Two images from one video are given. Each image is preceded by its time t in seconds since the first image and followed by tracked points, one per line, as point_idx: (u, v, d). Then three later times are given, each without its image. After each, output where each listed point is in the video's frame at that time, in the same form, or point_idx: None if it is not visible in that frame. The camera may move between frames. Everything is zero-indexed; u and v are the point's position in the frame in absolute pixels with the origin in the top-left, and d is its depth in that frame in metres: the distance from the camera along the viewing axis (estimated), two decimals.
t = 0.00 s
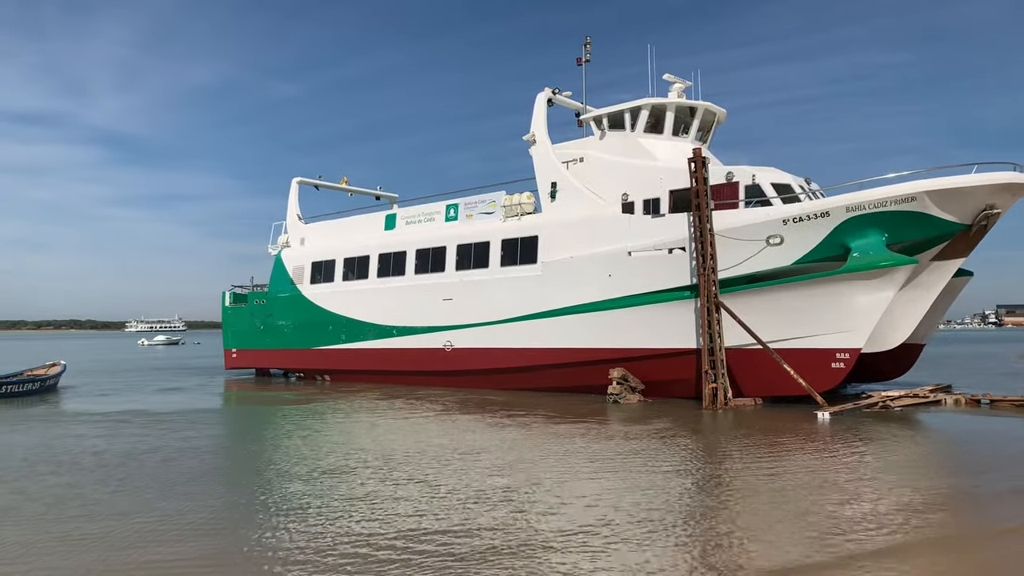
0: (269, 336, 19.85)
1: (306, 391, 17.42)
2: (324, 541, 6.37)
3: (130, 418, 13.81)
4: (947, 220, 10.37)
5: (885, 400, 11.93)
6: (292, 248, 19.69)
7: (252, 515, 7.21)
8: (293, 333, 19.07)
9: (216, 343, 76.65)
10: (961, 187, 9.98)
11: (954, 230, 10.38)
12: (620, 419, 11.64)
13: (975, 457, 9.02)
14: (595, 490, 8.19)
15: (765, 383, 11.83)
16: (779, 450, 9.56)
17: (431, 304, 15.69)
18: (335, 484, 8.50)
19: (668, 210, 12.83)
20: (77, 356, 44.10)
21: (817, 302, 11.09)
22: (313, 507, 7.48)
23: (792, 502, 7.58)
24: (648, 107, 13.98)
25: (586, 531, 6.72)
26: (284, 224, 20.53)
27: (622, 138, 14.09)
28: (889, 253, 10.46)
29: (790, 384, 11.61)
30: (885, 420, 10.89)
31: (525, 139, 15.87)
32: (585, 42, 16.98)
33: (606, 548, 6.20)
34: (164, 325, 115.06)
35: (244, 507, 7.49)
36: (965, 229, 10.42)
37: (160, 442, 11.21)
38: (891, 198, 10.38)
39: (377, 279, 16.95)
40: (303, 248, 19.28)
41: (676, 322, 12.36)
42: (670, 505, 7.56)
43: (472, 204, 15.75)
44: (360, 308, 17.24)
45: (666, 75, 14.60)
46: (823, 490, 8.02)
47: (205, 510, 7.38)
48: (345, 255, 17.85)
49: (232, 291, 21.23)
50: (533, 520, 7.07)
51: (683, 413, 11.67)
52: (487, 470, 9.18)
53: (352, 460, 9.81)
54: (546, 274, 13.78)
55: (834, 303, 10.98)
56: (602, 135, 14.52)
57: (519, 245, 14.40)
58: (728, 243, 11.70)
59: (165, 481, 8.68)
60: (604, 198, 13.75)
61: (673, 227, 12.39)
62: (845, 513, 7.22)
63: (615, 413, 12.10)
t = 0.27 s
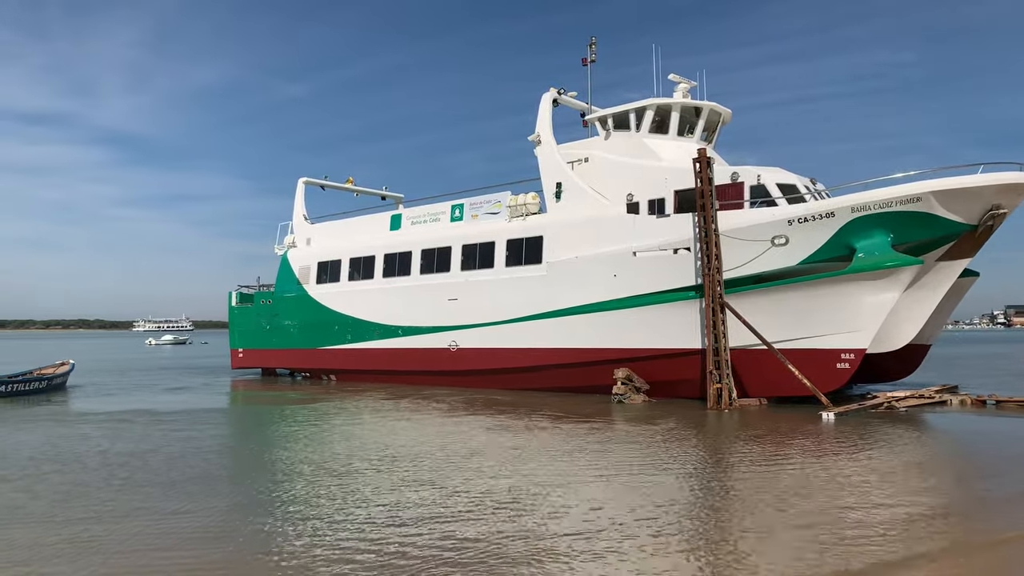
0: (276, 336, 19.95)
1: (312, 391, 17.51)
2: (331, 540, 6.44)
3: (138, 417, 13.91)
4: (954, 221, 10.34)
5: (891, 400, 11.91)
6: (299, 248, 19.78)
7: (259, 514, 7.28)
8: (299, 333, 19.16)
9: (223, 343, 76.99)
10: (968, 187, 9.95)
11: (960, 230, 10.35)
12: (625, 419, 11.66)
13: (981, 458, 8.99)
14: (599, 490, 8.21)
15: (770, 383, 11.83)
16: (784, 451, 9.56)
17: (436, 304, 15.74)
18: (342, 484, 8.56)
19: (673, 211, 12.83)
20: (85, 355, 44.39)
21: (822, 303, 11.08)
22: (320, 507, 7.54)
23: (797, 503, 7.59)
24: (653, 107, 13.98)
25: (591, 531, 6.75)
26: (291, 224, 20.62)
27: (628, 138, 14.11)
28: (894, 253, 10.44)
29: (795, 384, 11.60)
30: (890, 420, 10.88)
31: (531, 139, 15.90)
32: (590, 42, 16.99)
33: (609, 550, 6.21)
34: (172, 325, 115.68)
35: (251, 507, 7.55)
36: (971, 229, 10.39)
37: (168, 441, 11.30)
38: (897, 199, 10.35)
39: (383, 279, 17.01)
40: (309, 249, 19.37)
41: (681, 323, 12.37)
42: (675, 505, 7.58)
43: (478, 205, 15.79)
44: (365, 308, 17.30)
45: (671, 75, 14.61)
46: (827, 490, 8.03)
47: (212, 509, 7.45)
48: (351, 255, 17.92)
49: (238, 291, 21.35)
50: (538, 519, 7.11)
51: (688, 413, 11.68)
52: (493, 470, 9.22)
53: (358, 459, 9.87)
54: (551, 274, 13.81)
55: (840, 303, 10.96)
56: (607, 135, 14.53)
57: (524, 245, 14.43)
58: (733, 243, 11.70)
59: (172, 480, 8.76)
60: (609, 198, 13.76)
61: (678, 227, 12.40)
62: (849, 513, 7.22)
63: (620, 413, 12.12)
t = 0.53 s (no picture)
0: (280, 335, 20.02)
1: (316, 390, 17.57)
2: (335, 538, 6.49)
3: (143, 416, 13.98)
4: (957, 220, 10.32)
5: (894, 400, 11.90)
6: (303, 248, 19.84)
7: (264, 512, 7.33)
8: (303, 332, 19.23)
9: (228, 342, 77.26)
10: (971, 187, 9.93)
11: (964, 230, 10.33)
12: (628, 419, 11.68)
13: (984, 458, 8.99)
14: (602, 489, 8.24)
15: (773, 383, 11.83)
16: (787, 451, 9.56)
17: (440, 304, 15.78)
18: (346, 482, 8.61)
19: (677, 211, 12.83)
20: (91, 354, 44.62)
21: (825, 303, 11.08)
22: (324, 505, 7.59)
23: (799, 503, 7.60)
24: (657, 107, 13.99)
25: (593, 530, 6.78)
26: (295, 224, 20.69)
27: (631, 138, 14.11)
28: (897, 253, 10.43)
29: (798, 385, 11.60)
30: (893, 421, 10.87)
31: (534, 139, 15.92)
32: (594, 42, 17.00)
33: (612, 549, 6.23)
34: (177, 324, 116.17)
35: (256, 505, 7.61)
36: (975, 229, 10.37)
37: (173, 440, 11.37)
38: (900, 198, 10.34)
39: (387, 278, 17.05)
40: (314, 248, 19.43)
41: (684, 322, 12.38)
42: (677, 505, 7.60)
43: (481, 205, 15.83)
44: (369, 307, 17.36)
45: (674, 75, 14.61)
46: (830, 490, 8.03)
47: (217, 507, 7.50)
48: (355, 255, 17.98)
49: (243, 290, 21.43)
50: (541, 519, 7.14)
51: (691, 413, 11.69)
52: (496, 469, 9.25)
53: (362, 459, 9.92)
54: (554, 274, 13.83)
55: (843, 304, 10.95)
56: (611, 135, 14.54)
57: (528, 245, 14.46)
58: (736, 243, 11.70)
59: (178, 478, 8.82)
60: (613, 198, 13.77)
61: (681, 227, 12.40)
62: (852, 514, 7.22)
63: (622, 412, 12.14)
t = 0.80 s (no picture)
0: (284, 334, 20.10)
1: (320, 388, 17.65)
2: (339, 536, 6.54)
3: (149, 414, 14.07)
4: (961, 219, 10.30)
5: (897, 399, 11.90)
6: (307, 246, 19.91)
7: (269, 510, 7.39)
8: (308, 331, 19.30)
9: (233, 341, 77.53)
10: (975, 185, 9.91)
11: (968, 229, 10.32)
12: (630, 417, 11.70)
13: (987, 456, 8.99)
14: (604, 488, 8.27)
15: (776, 382, 11.83)
16: (790, 449, 9.57)
17: (443, 302, 15.82)
18: (350, 480, 8.67)
19: (680, 209, 12.83)
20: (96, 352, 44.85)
21: (828, 301, 11.07)
22: (328, 503, 7.64)
23: (801, 501, 7.61)
24: (660, 106, 13.99)
25: (595, 529, 6.81)
26: (300, 223, 20.76)
27: (635, 137, 14.12)
28: (901, 252, 10.42)
29: (800, 384, 11.61)
30: (896, 419, 10.87)
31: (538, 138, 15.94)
32: (598, 40, 17.00)
33: (613, 548, 6.25)
34: (182, 322, 116.59)
35: (261, 503, 7.67)
36: (978, 228, 10.36)
37: (178, 438, 11.44)
38: (903, 197, 10.33)
39: (391, 277, 17.11)
40: (318, 247, 19.49)
41: (687, 321, 12.39)
42: (679, 503, 7.63)
43: (485, 203, 15.87)
44: (373, 306, 17.41)
45: (678, 74, 14.61)
46: (832, 488, 8.05)
47: (222, 505, 7.57)
48: (359, 254, 18.03)
49: (248, 289, 21.52)
50: (543, 517, 7.18)
51: (693, 412, 11.71)
52: (499, 467, 9.29)
53: (366, 457, 9.97)
54: (558, 273, 13.86)
55: (846, 302, 10.95)
56: (614, 134, 14.55)
57: (531, 244, 14.48)
58: (739, 242, 11.70)
59: (183, 476, 8.89)
60: (616, 197, 13.78)
61: (685, 226, 12.41)
62: (853, 512, 7.24)
63: (625, 411, 12.17)
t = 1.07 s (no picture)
0: (289, 332, 20.18)
1: (325, 386, 17.73)
2: (345, 533, 6.59)
3: (155, 413, 14.15)
4: (965, 217, 10.27)
5: (901, 396, 11.90)
6: (312, 245, 19.98)
7: (277, 507, 7.47)
8: (313, 329, 19.37)
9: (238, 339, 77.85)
10: (980, 183, 9.89)
11: (972, 226, 10.29)
12: (634, 415, 11.73)
13: (991, 454, 8.98)
14: (608, 486, 8.29)
15: (780, 380, 11.84)
16: (794, 447, 9.59)
17: (448, 301, 15.86)
18: (356, 478, 8.73)
19: (684, 207, 12.83)
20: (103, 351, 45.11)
21: (832, 299, 11.06)
22: (335, 501, 7.70)
23: (804, 499, 7.63)
24: (664, 104, 13.99)
25: (599, 526, 6.85)
26: (304, 222, 20.83)
27: (638, 135, 14.12)
28: (905, 250, 10.40)
29: (805, 381, 11.60)
30: (900, 417, 10.87)
31: (542, 136, 15.95)
32: (602, 38, 16.99)
33: (617, 545, 6.27)
34: (188, 321, 117.10)
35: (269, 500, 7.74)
36: (983, 226, 10.33)
37: (184, 436, 11.52)
38: (907, 195, 10.31)
39: (395, 276, 17.16)
40: (323, 245, 19.56)
41: (691, 319, 12.40)
42: (682, 501, 7.66)
43: (489, 202, 15.89)
44: (378, 305, 17.47)
45: (682, 72, 14.61)
46: (835, 486, 8.06)
47: (229, 503, 7.63)
48: (364, 252, 18.09)
49: (253, 288, 21.61)
50: (549, 514, 7.22)
51: (697, 409, 11.71)
52: (504, 465, 9.32)
53: (371, 454, 10.03)
54: (562, 271, 13.88)
55: (850, 300, 10.94)
56: (618, 132, 14.55)
57: (535, 243, 14.51)
58: (743, 240, 11.70)
59: (189, 474, 8.96)
60: (620, 195, 13.78)
61: (689, 224, 12.41)
62: (856, 510, 7.25)
63: (629, 409, 12.21)
